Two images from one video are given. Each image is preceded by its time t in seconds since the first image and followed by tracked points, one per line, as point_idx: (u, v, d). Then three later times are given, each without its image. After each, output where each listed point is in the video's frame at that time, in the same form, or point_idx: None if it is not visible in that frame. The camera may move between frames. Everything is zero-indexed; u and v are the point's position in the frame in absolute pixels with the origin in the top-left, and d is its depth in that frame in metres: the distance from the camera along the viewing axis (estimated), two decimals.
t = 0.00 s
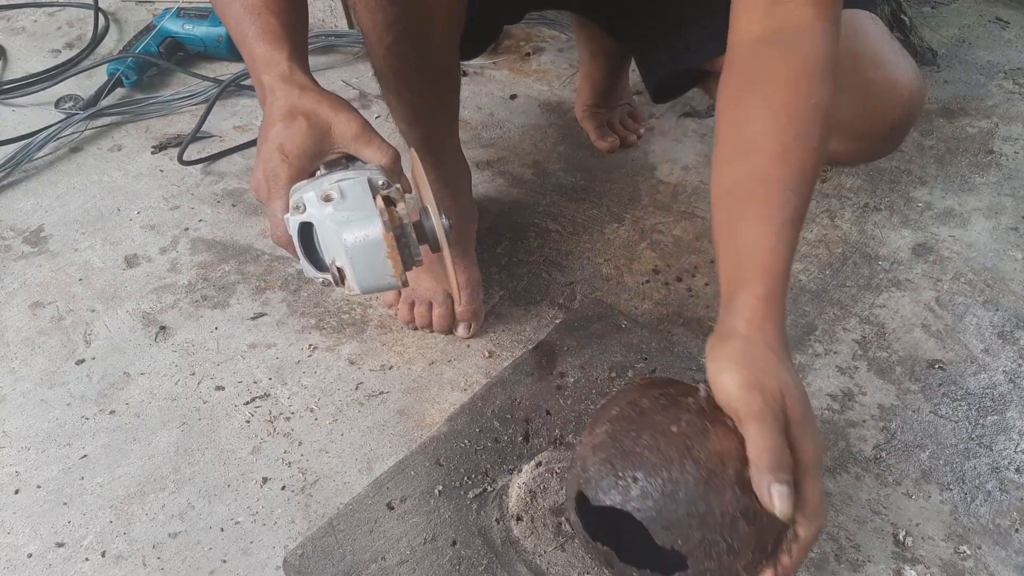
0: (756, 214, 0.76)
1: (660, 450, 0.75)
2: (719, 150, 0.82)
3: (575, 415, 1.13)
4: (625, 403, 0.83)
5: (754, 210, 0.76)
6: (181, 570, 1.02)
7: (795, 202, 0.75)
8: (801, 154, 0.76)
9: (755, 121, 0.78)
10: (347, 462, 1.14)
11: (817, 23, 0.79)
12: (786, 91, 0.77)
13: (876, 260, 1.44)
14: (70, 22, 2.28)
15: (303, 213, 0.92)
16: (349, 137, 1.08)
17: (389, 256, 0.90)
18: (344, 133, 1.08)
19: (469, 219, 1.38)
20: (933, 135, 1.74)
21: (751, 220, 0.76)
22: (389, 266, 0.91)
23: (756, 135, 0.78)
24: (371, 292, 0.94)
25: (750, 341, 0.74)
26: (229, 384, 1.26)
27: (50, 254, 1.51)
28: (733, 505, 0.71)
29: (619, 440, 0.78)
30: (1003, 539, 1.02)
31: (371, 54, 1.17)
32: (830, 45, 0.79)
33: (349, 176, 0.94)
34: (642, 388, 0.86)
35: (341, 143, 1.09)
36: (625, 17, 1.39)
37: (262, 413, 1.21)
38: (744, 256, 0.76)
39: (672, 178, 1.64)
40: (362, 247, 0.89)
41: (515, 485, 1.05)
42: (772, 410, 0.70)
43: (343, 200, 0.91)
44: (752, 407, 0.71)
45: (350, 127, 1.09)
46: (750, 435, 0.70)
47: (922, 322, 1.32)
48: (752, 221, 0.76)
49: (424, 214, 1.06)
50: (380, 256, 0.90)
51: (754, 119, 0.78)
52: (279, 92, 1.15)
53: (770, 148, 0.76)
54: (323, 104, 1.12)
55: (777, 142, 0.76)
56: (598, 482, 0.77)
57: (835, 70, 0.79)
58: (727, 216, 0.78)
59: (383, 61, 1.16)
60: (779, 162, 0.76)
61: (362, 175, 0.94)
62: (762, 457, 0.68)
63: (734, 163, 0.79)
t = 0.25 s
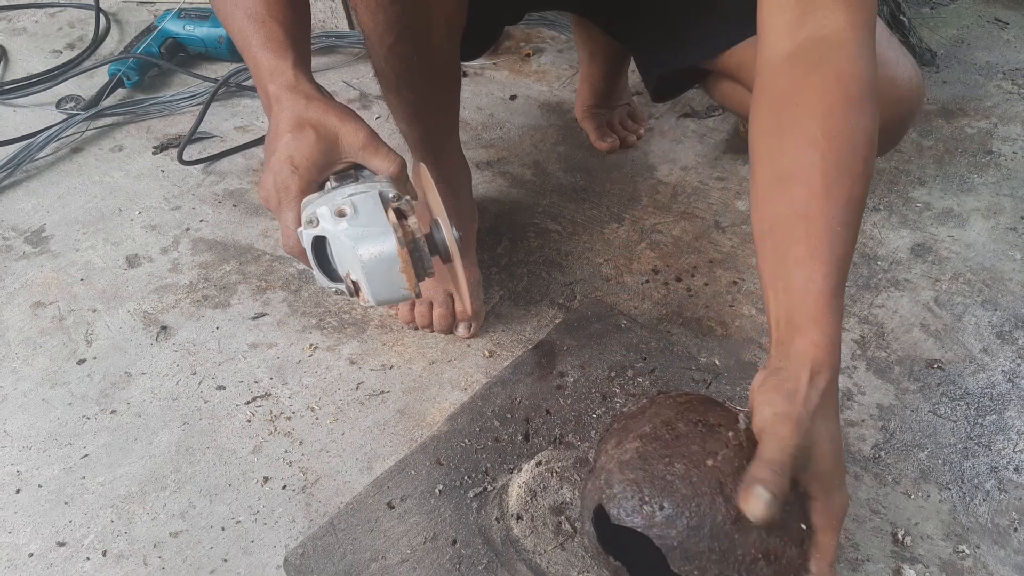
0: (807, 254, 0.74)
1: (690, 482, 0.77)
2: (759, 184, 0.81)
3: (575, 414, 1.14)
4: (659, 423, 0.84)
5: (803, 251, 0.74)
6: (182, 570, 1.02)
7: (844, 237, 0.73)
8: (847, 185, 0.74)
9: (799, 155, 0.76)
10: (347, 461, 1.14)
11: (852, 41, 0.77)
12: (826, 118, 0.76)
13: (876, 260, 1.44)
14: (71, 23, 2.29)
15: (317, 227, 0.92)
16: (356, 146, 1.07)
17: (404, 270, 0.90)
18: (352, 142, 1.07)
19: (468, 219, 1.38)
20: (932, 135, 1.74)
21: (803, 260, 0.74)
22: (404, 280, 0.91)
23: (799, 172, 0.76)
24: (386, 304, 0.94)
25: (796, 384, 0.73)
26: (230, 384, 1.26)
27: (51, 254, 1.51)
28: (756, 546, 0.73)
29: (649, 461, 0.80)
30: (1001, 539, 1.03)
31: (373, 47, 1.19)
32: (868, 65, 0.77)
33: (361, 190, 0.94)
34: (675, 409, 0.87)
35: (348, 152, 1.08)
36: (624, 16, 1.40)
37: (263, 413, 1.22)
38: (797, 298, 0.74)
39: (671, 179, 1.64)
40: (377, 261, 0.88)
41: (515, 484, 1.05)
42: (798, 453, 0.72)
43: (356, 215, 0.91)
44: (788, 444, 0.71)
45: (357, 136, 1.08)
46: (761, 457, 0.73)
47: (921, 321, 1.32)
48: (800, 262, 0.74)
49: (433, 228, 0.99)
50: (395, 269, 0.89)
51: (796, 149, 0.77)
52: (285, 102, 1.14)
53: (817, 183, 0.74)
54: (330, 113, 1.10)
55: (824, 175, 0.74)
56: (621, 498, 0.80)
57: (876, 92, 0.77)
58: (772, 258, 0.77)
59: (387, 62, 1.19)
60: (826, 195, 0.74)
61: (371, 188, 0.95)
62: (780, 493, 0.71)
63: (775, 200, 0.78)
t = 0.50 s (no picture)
0: (775, 227, 0.74)
1: (599, 420, 0.81)
2: (740, 155, 0.81)
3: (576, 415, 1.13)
4: (589, 368, 0.89)
5: (771, 223, 0.74)
6: (181, 571, 1.02)
7: (813, 213, 0.74)
8: (824, 166, 0.75)
9: (781, 134, 0.77)
10: (347, 462, 1.14)
11: (847, 33, 0.79)
12: (815, 101, 0.76)
13: (876, 260, 1.44)
14: (70, 22, 2.28)
15: (330, 233, 0.96)
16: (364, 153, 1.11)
17: (415, 277, 0.91)
18: (359, 150, 1.11)
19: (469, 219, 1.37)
20: (933, 135, 1.74)
21: (770, 232, 0.74)
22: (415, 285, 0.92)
23: (777, 150, 0.76)
24: (397, 310, 0.95)
25: (734, 344, 0.73)
26: (229, 384, 1.26)
27: (50, 254, 1.51)
28: (652, 488, 0.77)
29: (569, 398, 0.85)
30: (1003, 539, 1.02)
31: (371, 46, 1.20)
32: (862, 58, 0.78)
33: (373, 200, 0.97)
34: (607, 356, 0.92)
35: (355, 159, 1.12)
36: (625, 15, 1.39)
37: (262, 413, 1.21)
38: (758, 264, 0.74)
39: (671, 178, 1.64)
40: (389, 267, 0.90)
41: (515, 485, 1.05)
42: (711, 404, 0.72)
43: (369, 223, 0.94)
44: (687, 394, 0.71)
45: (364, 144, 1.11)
46: (657, 400, 0.72)
47: (922, 322, 1.32)
48: (768, 234, 0.74)
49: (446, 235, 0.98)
50: (406, 274, 0.91)
51: (780, 128, 0.77)
52: (292, 108, 1.16)
53: (795, 160, 0.75)
54: (337, 121, 1.13)
55: (802, 154, 0.75)
56: (537, 435, 0.85)
57: (866, 85, 0.78)
58: (741, 232, 0.77)
59: (385, 63, 1.20)
60: (799, 170, 0.75)
61: (384, 198, 0.98)
62: (658, 439, 0.71)
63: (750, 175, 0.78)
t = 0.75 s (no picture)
0: (752, 237, 0.77)
1: (598, 451, 0.82)
2: (720, 161, 0.83)
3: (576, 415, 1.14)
4: (580, 395, 0.90)
5: (749, 232, 0.77)
6: (181, 570, 1.02)
7: (789, 220, 0.76)
8: (799, 173, 0.77)
9: (759, 142, 0.79)
10: (347, 462, 1.14)
11: (827, 36, 0.80)
12: (793, 108, 0.78)
13: (876, 260, 1.44)
14: (70, 22, 2.28)
15: (349, 257, 0.90)
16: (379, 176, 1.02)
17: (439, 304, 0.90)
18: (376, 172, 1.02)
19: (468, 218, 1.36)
20: (933, 135, 1.74)
21: (747, 240, 0.77)
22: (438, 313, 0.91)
23: (756, 158, 0.78)
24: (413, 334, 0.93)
25: (715, 359, 0.76)
26: (229, 384, 1.26)
27: (50, 254, 1.51)
28: (657, 516, 0.79)
29: (564, 429, 0.86)
30: (1002, 539, 1.02)
31: (373, 47, 1.21)
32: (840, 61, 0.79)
33: (391, 221, 0.93)
34: (598, 382, 0.93)
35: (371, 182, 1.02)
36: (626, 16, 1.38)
37: (262, 413, 1.21)
38: (736, 276, 0.77)
39: (671, 178, 1.64)
40: (414, 294, 0.88)
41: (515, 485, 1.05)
42: (705, 428, 0.73)
43: (390, 246, 0.89)
44: (682, 421, 0.72)
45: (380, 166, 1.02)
46: (657, 431, 0.71)
47: (922, 322, 1.32)
48: (745, 243, 0.77)
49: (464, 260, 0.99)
50: (429, 302, 0.89)
51: (758, 135, 0.79)
52: (299, 122, 1.05)
53: (771, 169, 0.77)
54: (351, 139, 1.03)
55: (778, 163, 0.77)
56: (536, 467, 0.86)
57: (843, 89, 0.79)
58: (719, 239, 0.80)
59: (387, 65, 1.22)
60: (777, 183, 0.77)
61: (402, 220, 0.93)
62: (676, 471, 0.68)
63: (729, 183, 0.80)
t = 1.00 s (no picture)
0: (751, 237, 0.77)
1: (592, 446, 0.82)
2: (721, 159, 0.83)
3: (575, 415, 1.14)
4: (577, 391, 0.90)
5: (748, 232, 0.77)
6: (181, 571, 1.02)
7: (788, 219, 0.76)
8: (799, 173, 0.77)
9: (759, 141, 0.78)
10: (347, 462, 1.14)
11: (829, 33, 0.79)
12: (794, 106, 0.78)
13: (877, 260, 1.44)
14: (70, 22, 2.28)
15: (365, 279, 0.87)
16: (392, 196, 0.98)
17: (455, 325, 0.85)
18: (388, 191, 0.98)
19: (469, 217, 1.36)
20: (933, 135, 1.74)
21: (746, 240, 0.77)
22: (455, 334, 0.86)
23: (756, 157, 0.78)
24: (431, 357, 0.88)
25: (711, 361, 0.76)
26: (229, 384, 1.26)
27: (50, 254, 1.51)
28: (647, 511, 0.79)
29: (558, 424, 0.86)
30: (1002, 540, 1.02)
31: (377, 49, 1.22)
32: (841, 58, 0.79)
33: (407, 242, 0.89)
34: (596, 379, 0.92)
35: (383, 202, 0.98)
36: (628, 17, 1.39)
37: (262, 413, 1.21)
38: (732, 276, 0.77)
39: (671, 178, 1.64)
40: (431, 316, 0.83)
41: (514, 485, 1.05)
42: (702, 429, 0.73)
43: (407, 268, 0.85)
44: (678, 422, 0.71)
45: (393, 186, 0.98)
46: (652, 431, 0.71)
47: (922, 322, 1.32)
48: (744, 243, 0.77)
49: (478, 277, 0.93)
50: (446, 323, 0.84)
51: (759, 134, 0.79)
52: (308, 136, 1.01)
53: (770, 169, 0.77)
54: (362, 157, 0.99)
55: (778, 161, 0.77)
56: (530, 460, 0.86)
57: (845, 87, 0.79)
58: (719, 238, 0.80)
59: (390, 66, 1.22)
60: (776, 182, 0.76)
61: (418, 240, 0.89)
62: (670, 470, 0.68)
63: (729, 182, 0.80)
